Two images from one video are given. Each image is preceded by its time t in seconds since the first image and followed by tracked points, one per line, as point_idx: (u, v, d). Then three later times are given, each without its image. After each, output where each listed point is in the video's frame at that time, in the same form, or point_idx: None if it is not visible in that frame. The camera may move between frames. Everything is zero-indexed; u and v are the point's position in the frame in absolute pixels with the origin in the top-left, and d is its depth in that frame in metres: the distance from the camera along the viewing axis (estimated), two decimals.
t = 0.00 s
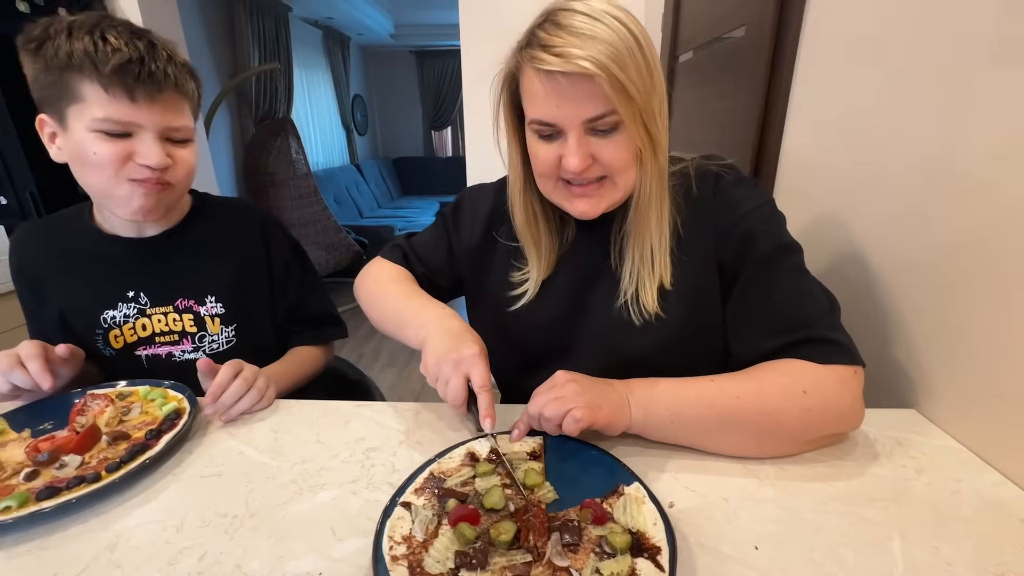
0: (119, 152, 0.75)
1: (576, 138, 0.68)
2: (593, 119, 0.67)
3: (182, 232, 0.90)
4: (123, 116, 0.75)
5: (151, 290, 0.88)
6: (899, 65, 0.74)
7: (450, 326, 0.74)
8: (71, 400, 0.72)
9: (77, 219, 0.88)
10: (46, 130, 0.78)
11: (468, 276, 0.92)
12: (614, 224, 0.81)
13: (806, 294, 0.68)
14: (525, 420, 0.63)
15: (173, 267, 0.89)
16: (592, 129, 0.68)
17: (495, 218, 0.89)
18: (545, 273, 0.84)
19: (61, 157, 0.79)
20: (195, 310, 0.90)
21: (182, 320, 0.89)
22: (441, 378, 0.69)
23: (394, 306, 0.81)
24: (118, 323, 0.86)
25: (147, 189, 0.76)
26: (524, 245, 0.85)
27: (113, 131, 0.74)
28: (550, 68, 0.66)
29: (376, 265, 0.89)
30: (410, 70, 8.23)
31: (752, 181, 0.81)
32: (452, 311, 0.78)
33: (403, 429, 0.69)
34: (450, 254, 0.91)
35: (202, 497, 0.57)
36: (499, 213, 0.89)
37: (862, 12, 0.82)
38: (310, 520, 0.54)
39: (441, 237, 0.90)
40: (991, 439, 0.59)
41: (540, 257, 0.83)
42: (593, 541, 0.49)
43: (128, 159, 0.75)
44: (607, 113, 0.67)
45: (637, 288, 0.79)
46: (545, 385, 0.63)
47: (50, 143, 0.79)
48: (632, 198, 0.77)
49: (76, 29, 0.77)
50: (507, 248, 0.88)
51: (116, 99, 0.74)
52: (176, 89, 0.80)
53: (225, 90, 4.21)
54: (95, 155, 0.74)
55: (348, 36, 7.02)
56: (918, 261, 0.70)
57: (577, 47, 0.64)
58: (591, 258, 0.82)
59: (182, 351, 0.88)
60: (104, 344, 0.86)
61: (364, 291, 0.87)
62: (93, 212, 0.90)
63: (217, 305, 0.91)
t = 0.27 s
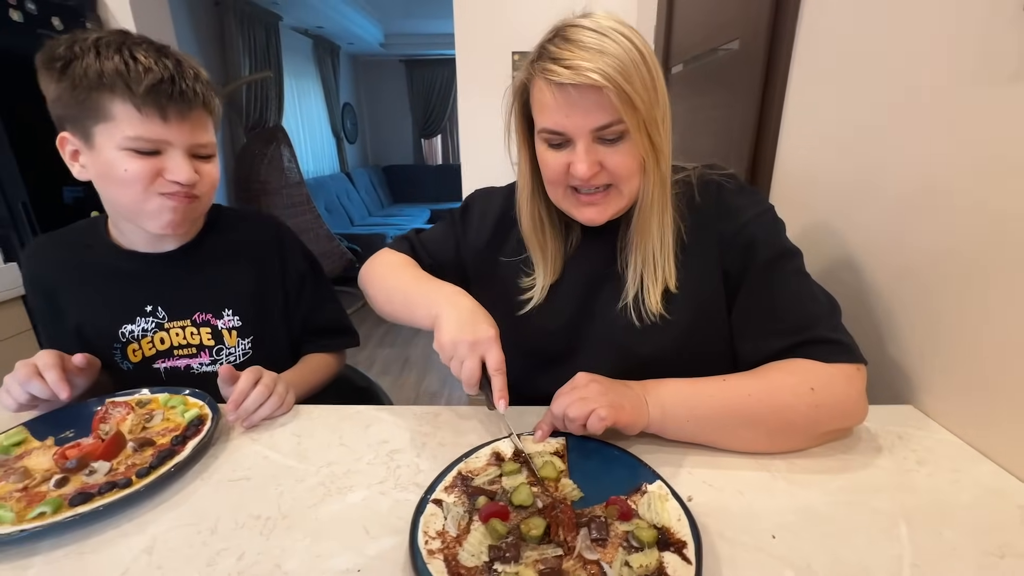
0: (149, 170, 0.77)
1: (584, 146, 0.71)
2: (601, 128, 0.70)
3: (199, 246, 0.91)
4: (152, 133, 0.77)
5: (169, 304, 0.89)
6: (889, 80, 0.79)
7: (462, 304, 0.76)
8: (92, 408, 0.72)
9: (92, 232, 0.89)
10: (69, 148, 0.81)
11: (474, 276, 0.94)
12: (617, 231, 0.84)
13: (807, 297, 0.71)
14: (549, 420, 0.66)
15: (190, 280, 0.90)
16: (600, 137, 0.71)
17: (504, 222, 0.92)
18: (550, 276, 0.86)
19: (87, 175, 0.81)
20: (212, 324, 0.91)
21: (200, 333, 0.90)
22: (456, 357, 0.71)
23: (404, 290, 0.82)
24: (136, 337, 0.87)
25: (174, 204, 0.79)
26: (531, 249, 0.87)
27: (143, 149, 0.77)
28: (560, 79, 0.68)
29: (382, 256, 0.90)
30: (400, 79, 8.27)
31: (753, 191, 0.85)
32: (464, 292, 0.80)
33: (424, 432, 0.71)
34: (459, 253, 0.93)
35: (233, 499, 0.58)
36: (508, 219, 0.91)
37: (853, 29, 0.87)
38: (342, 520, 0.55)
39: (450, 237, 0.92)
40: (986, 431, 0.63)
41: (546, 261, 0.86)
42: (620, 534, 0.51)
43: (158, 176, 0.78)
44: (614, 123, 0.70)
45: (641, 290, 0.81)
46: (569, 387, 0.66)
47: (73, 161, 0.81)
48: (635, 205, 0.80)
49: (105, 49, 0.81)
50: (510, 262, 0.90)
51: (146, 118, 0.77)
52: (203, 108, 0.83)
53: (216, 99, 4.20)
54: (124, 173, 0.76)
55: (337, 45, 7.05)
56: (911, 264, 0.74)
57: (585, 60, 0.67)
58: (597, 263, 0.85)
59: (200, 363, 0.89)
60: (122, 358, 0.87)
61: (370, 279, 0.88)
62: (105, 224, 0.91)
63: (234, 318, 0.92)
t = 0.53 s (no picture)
0: (176, 187, 0.79)
1: (598, 150, 0.74)
2: (613, 131, 0.74)
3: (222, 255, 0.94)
4: (174, 151, 0.79)
5: (194, 313, 0.91)
6: (877, 92, 0.85)
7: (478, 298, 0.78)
8: (127, 411, 0.74)
9: (115, 244, 0.91)
10: (92, 168, 0.83)
11: (490, 271, 0.98)
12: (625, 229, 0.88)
13: (807, 292, 0.77)
14: (579, 410, 0.70)
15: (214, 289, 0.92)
16: (612, 141, 0.75)
17: (520, 225, 0.95)
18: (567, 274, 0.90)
19: (114, 195, 0.83)
20: (237, 331, 0.93)
21: (225, 340, 0.92)
22: (483, 349, 0.74)
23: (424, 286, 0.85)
24: (163, 346, 0.88)
25: (202, 220, 0.81)
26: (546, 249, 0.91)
27: (167, 166, 0.79)
28: (577, 85, 0.72)
29: (396, 255, 0.93)
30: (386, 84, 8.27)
31: (755, 193, 0.90)
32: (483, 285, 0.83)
33: (453, 427, 0.74)
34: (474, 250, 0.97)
35: (280, 493, 0.61)
36: (523, 221, 0.95)
37: (842, 44, 0.93)
38: (389, 509, 0.58)
39: (467, 235, 0.96)
40: (975, 414, 0.69)
41: (560, 261, 0.89)
42: (654, 514, 0.55)
43: (184, 193, 0.80)
44: (626, 126, 0.74)
45: (648, 285, 0.86)
46: (598, 379, 0.70)
47: (96, 180, 0.84)
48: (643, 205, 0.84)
49: (121, 65, 0.82)
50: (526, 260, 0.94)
51: (168, 134, 0.79)
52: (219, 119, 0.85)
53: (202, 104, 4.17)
54: (152, 194, 0.79)
55: (323, 50, 7.03)
56: (902, 263, 0.80)
57: (601, 69, 0.71)
58: (606, 260, 0.89)
59: (227, 369, 0.91)
60: (149, 368, 0.88)
61: (389, 281, 0.91)
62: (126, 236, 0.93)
63: (258, 324, 0.94)
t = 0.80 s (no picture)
0: (171, 177, 0.83)
1: (613, 144, 0.80)
2: (627, 127, 0.79)
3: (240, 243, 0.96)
4: (175, 138, 0.82)
5: (215, 300, 0.93)
6: (864, 92, 0.92)
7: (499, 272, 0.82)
8: (167, 397, 0.77)
9: (137, 234, 0.92)
10: (110, 149, 0.88)
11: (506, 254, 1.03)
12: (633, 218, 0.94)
13: (805, 276, 0.83)
14: (605, 384, 0.75)
15: (234, 277, 0.95)
16: (626, 136, 0.80)
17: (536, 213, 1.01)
18: (579, 258, 0.95)
19: (126, 176, 0.89)
20: (257, 317, 0.95)
21: (247, 327, 0.94)
22: (509, 320, 0.76)
23: (444, 260, 0.88)
24: (185, 333, 0.91)
25: (196, 210, 0.84)
26: (558, 234, 0.96)
27: (166, 154, 0.82)
28: (595, 85, 0.77)
29: (414, 229, 0.96)
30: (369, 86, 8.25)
31: (753, 186, 0.97)
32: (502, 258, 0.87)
33: (482, 406, 0.79)
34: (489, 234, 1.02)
35: (329, 465, 0.64)
36: (538, 210, 1.01)
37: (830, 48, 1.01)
38: (434, 477, 0.62)
39: (484, 219, 1.01)
40: (958, 382, 0.76)
41: (574, 249, 0.95)
42: (681, 474, 0.60)
43: (178, 183, 0.83)
44: (639, 123, 0.79)
45: (656, 266, 0.92)
46: (623, 355, 0.77)
47: (114, 161, 0.89)
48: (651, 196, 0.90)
49: (136, 52, 0.85)
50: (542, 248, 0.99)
51: (166, 121, 0.82)
52: (224, 108, 0.87)
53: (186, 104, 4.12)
54: (151, 181, 0.83)
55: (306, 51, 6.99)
56: (889, 248, 0.87)
57: (618, 69, 0.76)
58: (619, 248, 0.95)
59: (248, 355, 0.94)
60: (171, 355, 0.91)
61: (408, 254, 0.94)
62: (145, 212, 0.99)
63: (278, 311, 0.97)
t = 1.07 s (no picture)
0: (228, 157, 0.87)
1: (614, 137, 0.86)
2: (627, 120, 0.85)
3: (255, 227, 0.99)
4: (233, 123, 0.88)
5: (229, 283, 0.96)
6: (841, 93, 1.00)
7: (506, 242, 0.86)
8: (187, 382, 0.79)
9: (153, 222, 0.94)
10: (150, 137, 0.90)
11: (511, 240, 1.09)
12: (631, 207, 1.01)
13: (791, 263, 0.89)
14: (609, 361, 0.81)
15: (247, 261, 0.97)
16: (626, 129, 0.86)
17: (540, 202, 1.08)
18: (580, 244, 1.01)
19: (168, 162, 0.91)
20: (269, 300, 0.98)
21: (258, 310, 0.97)
22: (515, 286, 0.81)
23: (453, 230, 0.92)
24: (199, 314, 0.93)
25: (250, 189, 0.89)
26: (561, 221, 1.02)
27: (224, 136, 0.87)
28: (598, 81, 0.82)
29: (421, 205, 0.99)
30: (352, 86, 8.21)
31: (744, 179, 1.02)
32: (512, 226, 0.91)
33: (492, 386, 0.83)
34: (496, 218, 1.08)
35: (353, 441, 0.68)
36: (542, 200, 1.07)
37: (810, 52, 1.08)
38: (454, 448, 0.66)
39: (491, 203, 1.06)
40: (929, 357, 0.83)
41: (576, 238, 1.01)
42: (682, 440, 0.65)
43: (235, 163, 0.87)
44: (639, 116, 0.85)
45: (653, 253, 0.98)
46: (627, 335, 0.82)
47: (154, 149, 0.91)
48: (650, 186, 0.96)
49: (191, 48, 0.91)
50: (546, 236, 1.05)
51: (229, 108, 0.88)
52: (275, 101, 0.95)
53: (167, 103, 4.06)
54: (208, 161, 0.86)
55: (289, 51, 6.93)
56: (866, 237, 0.94)
57: (618, 66, 0.82)
58: (619, 238, 1.01)
59: (258, 338, 0.97)
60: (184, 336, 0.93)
61: (415, 228, 0.97)
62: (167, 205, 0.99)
63: (288, 295, 1.00)
